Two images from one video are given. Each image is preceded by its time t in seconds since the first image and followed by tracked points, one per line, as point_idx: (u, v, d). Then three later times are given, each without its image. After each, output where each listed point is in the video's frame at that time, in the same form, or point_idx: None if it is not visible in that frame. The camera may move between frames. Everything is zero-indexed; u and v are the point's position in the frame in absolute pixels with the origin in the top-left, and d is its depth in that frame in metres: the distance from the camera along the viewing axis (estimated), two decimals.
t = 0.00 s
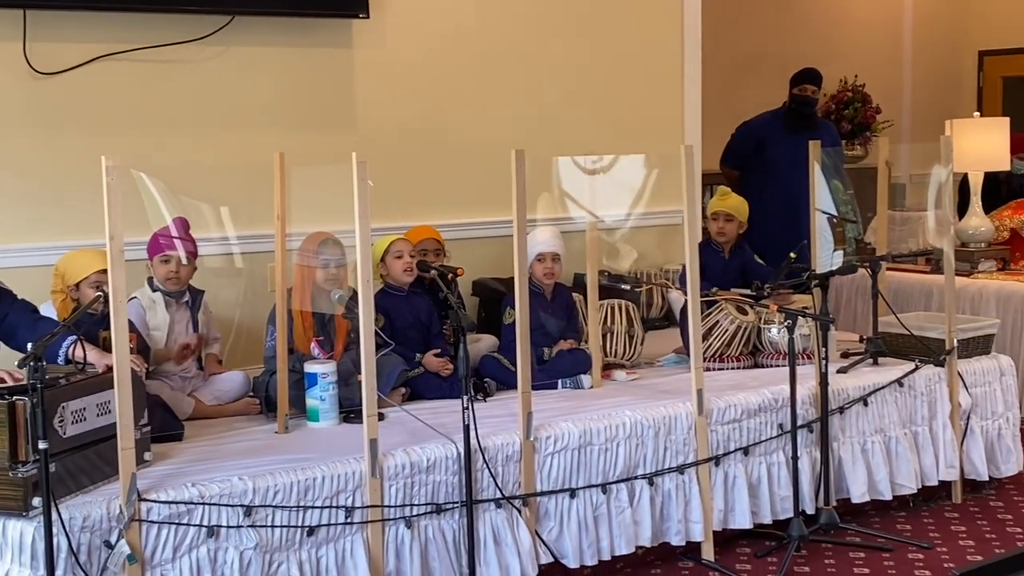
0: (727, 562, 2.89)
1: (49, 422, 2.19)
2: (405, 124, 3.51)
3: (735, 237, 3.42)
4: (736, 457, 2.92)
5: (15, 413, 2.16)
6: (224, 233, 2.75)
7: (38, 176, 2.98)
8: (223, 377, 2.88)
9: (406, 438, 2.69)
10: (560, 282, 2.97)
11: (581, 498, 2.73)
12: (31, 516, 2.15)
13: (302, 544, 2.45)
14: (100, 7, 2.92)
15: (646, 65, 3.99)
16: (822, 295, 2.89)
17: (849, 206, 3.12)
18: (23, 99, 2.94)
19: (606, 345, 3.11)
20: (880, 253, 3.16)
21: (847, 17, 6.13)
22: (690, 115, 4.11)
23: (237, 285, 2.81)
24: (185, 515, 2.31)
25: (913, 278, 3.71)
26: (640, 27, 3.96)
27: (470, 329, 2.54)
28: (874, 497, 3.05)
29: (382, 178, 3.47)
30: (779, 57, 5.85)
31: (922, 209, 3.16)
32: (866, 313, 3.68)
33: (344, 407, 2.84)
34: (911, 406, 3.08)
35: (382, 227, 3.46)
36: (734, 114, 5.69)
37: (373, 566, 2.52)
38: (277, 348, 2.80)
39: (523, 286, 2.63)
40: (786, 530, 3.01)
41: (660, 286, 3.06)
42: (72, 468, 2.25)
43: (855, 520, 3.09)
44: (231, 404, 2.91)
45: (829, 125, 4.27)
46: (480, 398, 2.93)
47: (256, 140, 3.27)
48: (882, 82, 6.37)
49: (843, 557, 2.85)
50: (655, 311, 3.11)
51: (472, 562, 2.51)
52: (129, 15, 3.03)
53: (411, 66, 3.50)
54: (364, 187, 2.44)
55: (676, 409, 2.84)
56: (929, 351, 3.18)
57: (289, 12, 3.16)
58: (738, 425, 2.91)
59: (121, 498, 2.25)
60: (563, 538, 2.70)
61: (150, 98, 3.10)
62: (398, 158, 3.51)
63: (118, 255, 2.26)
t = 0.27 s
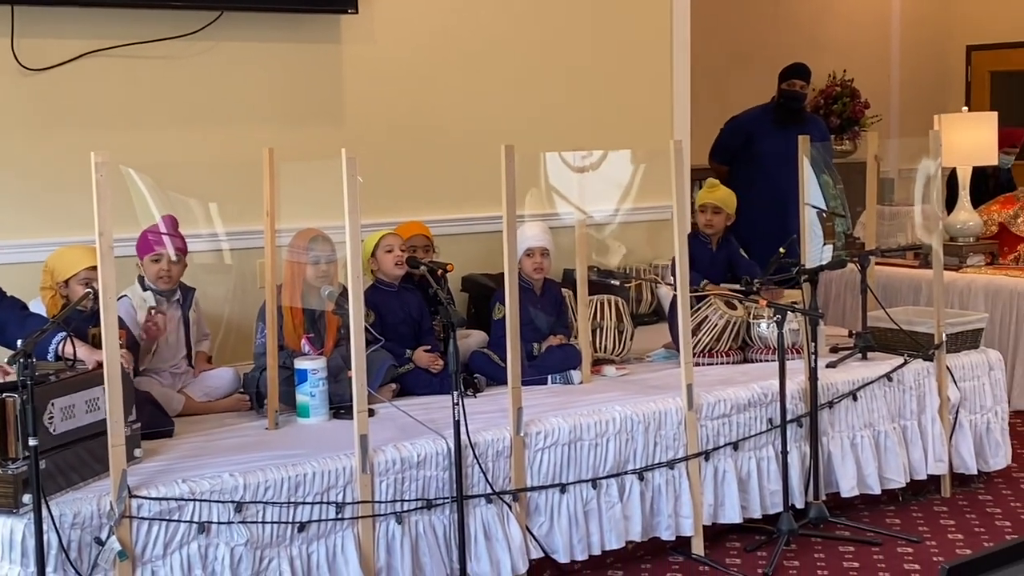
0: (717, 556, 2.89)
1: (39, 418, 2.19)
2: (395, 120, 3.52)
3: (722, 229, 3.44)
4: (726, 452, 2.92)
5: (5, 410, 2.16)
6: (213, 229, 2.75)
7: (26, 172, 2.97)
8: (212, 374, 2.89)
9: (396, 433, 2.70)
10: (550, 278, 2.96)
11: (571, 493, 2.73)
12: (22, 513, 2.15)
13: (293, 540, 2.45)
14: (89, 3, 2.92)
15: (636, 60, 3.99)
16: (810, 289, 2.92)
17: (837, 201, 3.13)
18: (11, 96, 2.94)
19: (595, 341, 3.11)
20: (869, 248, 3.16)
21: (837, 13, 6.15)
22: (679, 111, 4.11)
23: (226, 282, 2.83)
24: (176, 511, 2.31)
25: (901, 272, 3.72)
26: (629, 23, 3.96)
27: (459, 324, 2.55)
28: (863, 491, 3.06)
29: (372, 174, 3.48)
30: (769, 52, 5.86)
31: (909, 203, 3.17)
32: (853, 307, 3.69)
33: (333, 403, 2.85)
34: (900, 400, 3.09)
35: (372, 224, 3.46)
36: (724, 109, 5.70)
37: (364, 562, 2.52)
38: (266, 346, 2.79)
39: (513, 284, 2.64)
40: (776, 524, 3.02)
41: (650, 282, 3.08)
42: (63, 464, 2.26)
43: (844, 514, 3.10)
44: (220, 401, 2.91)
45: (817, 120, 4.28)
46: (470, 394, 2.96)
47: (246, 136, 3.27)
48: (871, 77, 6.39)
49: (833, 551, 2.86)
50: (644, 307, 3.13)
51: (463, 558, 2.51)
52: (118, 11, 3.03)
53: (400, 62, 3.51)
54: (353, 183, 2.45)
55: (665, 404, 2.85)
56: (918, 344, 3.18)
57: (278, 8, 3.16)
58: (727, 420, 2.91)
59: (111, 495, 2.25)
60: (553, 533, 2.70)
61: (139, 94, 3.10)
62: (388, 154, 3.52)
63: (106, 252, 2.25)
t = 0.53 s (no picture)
0: (709, 551, 2.90)
1: (31, 415, 2.19)
2: (386, 117, 3.51)
3: (709, 222, 3.42)
4: (718, 447, 2.93)
5: None
6: (203, 225, 2.79)
7: (17, 170, 2.97)
8: (204, 371, 2.88)
9: (388, 430, 2.70)
10: (543, 273, 2.98)
11: (564, 489, 2.74)
12: (14, 511, 2.15)
13: (286, 537, 2.45)
14: None
15: (627, 56, 4.00)
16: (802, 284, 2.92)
17: (828, 196, 3.14)
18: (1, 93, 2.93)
19: (587, 336, 3.12)
20: (861, 243, 3.14)
21: (827, 9, 6.16)
22: (670, 106, 4.12)
23: (219, 278, 2.85)
24: (168, 508, 2.31)
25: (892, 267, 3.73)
26: (621, 19, 3.96)
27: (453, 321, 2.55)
28: (855, 486, 3.07)
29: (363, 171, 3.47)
30: (759, 48, 5.87)
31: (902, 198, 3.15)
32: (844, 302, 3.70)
33: (325, 400, 2.84)
34: (891, 394, 3.10)
35: (364, 220, 3.46)
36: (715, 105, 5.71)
37: (357, 559, 2.53)
38: (259, 343, 2.81)
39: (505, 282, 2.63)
40: (767, 519, 3.03)
41: (642, 278, 3.11)
42: (55, 462, 2.25)
43: (836, 509, 3.11)
44: (212, 398, 2.90)
45: (808, 115, 4.28)
46: (461, 389, 2.94)
47: (237, 133, 3.26)
48: (860, 73, 6.41)
49: (825, 545, 2.87)
50: (636, 302, 3.17)
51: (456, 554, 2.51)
52: (108, 7, 3.02)
53: (391, 58, 3.50)
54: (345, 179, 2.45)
55: (657, 400, 2.86)
56: (909, 339, 3.20)
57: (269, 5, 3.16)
58: (719, 415, 2.92)
59: (104, 493, 2.25)
60: (546, 528, 2.71)
61: (130, 91, 3.09)
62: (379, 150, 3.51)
63: (98, 250, 2.25)
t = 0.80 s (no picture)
0: (703, 546, 2.91)
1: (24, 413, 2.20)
2: (380, 113, 3.51)
3: (699, 217, 3.43)
4: (712, 443, 2.94)
5: None
6: (197, 223, 2.78)
7: (8, 167, 2.95)
8: (198, 369, 2.87)
9: (382, 427, 2.70)
10: (537, 270, 2.98)
11: (558, 485, 2.74)
12: (7, 509, 2.16)
13: (280, 534, 2.45)
14: None
15: (621, 52, 3.99)
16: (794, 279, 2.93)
17: (821, 192, 3.15)
18: None
19: (581, 332, 3.10)
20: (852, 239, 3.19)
21: (820, 4, 6.16)
22: (664, 102, 4.12)
23: (212, 275, 2.84)
24: (161, 506, 2.31)
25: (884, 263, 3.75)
26: (614, 15, 3.96)
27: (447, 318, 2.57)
28: (848, 481, 3.08)
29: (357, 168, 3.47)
30: (752, 44, 5.87)
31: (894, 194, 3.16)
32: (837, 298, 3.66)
33: (320, 397, 2.85)
34: (884, 389, 3.11)
35: (357, 217, 3.46)
36: (708, 100, 5.71)
37: (351, 556, 2.53)
38: (253, 341, 2.79)
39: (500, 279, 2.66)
40: (761, 514, 3.04)
41: (635, 274, 3.07)
42: (48, 460, 2.25)
43: (829, 504, 3.12)
44: (205, 395, 2.88)
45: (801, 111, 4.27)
46: (456, 386, 2.93)
47: (230, 130, 3.25)
48: (854, 68, 6.41)
49: (818, 540, 2.88)
50: (630, 299, 3.13)
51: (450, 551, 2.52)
52: (100, 4, 3.01)
53: (385, 55, 3.50)
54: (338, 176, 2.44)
55: (651, 395, 2.86)
56: (901, 335, 3.21)
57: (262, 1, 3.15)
58: (713, 411, 2.92)
59: (97, 490, 2.25)
60: (540, 525, 2.71)
61: (122, 88, 3.08)
62: (372, 147, 3.51)
63: (90, 247, 2.24)
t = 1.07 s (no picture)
0: (704, 543, 2.91)
1: (25, 413, 2.19)
2: (379, 111, 3.51)
3: (698, 212, 3.41)
4: (713, 439, 2.93)
5: None
6: (198, 222, 2.79)
7: (8, 167, 2.95)
8: (199, 369, 2.88)
9: (383, 425, 2.70)
10: (537, 267, 2.98)
11: (559, 482, 2.74)
12: (9, 508, 2.15)
13: (281, 532, 2.46)
14: None
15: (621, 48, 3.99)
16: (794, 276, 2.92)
17: (822, 187, 3.12)
18: None
19: (582, 330, 3.11)
20: (852, 235, 3.16)
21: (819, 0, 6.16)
22: (663, 98, 4.12)
23: (213, 273, 2.85)
24: (163, 505, 2.31)
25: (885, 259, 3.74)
26: (614, 12, 3.96)
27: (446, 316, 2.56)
28: (849, 478, 3.07)
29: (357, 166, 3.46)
30: (751, 40, 5.86)
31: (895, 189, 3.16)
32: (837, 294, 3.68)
33: (320, 395, 2.85)
34: (885, 386, 3.11)
35: (357, 215, 3.46)
36: (707, 97, 5.71)
37: (352, 554, 2.53)
38: (252, 339, 2.80)
39: (501, 277, 2.65)
40: (762, 510, 3.04)
41: (635, 270, 3.08)
42: (50, 460, 2.25)
43: (831, 500, 3.11)
44: (205, 395, 2.88)
45: (800, 107, 4.27)
46: (457, 383, 2.94)
47: (230, 129, 3.25)
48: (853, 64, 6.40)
49: (819, 537, 2.87)
50: (630, 295, 3.13)
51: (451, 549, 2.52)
52: (99, 3, 3.01)
53: (384, 53, 3.49)
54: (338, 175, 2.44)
55: (652, 393, 2.86)
56: (903, 331, 3.19)
57: None
58: (714, 407, 2.92)
59: (98, 490, 2.25)
60: (541, 522, 2.72)
61: (122, 87, 3.08)
62: (372, 145, 3.50)
63: (91, 246, 2.24)
